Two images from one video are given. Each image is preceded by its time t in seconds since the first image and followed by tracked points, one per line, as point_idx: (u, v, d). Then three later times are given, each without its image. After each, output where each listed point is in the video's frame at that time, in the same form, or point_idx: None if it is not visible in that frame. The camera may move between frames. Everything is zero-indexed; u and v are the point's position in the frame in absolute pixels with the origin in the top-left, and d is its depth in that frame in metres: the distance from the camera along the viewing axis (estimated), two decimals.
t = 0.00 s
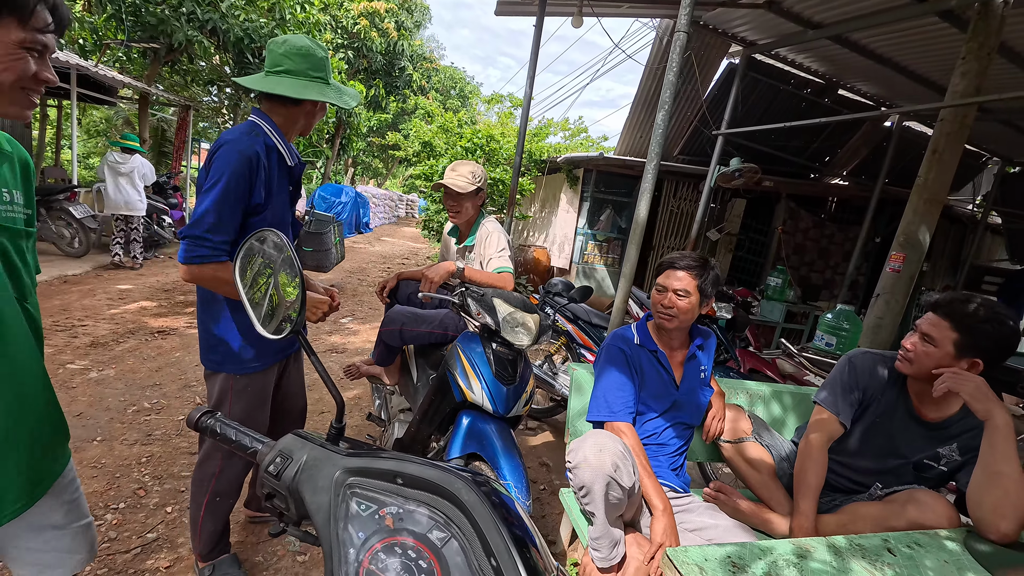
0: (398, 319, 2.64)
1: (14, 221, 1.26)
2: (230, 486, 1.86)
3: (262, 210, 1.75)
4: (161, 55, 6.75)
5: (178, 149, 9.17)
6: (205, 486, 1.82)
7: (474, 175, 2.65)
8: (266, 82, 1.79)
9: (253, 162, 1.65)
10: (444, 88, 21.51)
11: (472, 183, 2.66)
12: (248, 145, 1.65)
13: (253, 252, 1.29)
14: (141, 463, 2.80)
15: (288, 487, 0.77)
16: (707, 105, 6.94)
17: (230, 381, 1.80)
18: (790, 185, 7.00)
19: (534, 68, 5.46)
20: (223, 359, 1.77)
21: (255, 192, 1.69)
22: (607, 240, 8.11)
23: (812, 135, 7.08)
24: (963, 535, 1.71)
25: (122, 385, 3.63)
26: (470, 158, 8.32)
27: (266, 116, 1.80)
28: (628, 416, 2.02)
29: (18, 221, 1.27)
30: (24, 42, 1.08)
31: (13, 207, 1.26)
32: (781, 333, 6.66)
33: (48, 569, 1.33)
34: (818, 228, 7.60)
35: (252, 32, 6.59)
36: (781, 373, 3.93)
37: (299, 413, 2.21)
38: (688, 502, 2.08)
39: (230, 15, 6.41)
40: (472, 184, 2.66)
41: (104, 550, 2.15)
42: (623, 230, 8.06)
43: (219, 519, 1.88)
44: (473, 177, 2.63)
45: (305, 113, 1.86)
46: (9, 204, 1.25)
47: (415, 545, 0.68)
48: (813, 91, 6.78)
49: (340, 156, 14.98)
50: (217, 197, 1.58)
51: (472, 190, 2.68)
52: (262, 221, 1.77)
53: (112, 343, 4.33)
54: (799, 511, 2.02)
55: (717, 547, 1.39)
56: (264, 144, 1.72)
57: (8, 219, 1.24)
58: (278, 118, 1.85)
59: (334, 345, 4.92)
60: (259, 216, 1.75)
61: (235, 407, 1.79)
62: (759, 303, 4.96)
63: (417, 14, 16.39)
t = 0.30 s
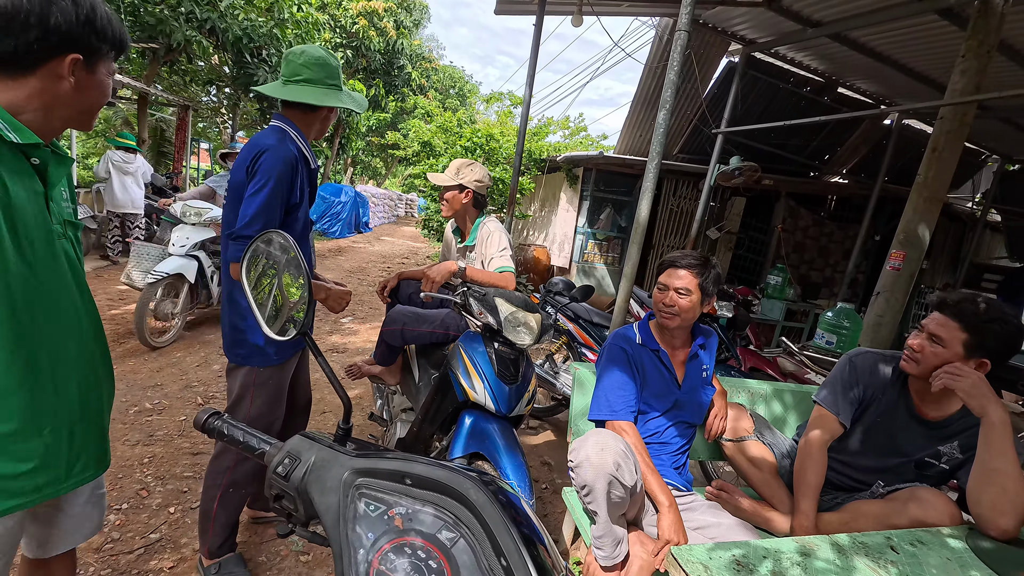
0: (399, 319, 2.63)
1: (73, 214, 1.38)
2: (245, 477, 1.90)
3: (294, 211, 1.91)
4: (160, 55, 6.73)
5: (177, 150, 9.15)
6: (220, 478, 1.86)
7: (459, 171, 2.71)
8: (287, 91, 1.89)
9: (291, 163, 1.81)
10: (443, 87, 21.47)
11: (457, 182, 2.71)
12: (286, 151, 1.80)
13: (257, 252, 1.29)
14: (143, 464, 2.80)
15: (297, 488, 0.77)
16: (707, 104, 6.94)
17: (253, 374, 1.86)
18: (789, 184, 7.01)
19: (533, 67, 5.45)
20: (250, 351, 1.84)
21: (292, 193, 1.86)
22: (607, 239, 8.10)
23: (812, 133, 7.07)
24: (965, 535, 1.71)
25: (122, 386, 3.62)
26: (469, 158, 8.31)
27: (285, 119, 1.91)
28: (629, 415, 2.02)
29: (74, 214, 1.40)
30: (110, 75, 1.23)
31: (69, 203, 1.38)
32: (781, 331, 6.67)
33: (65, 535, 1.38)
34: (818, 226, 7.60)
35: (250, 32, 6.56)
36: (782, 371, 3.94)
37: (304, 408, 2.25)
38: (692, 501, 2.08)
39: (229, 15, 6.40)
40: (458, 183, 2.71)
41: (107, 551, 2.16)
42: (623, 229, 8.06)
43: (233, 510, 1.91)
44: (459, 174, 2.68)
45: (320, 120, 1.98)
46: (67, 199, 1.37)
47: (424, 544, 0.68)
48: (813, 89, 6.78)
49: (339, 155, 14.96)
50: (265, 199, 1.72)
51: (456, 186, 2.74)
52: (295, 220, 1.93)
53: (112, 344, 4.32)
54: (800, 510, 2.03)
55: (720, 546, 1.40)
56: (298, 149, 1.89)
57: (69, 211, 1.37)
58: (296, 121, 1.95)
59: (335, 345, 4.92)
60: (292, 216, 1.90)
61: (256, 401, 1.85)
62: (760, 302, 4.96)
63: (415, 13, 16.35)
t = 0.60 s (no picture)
0: (403, 319, 2.63)
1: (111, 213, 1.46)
2: (253, 474, 1.90)
3: (302, 209, 1.90)
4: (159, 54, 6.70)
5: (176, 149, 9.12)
6: (229, 475, 1.87)
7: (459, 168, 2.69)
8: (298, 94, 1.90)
9: (297, 163, 1.80)
10: (443, 85, 21.44)
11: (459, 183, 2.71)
12: (294, 151, 1.80)
13: (270, 253, 1.27)
14: (145, 465, 2.79)
15: (310, 492, 0.76)
16: (708, 103, 6.92)
17: (261, 367, 1.86)
18: (791, 182, 7.00)
19: (535, 66, 5.44)
20: (255, 346, 1.84)
21: (297, 193, 1.84)
22: (608, 238, 8.08)
23: (813, 131, 7.07)
24: (972, 534, 1.70)
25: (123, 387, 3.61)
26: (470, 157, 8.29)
27: (297, 123, 1.91)
28: (634, 415, 2.02)
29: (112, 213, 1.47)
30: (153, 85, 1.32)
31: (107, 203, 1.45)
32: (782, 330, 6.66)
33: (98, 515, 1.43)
34: (819, 225, 7.59)
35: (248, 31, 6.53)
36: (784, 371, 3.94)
37: (309, 406, 2.25)
38: (698, 500, 2.08)
39: (228, 14, 6.37)
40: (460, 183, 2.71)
41: (111, 552, 2.15)
42: (624, 228, 8.05)
43: (242, 507, 1.91)
44: (461, 173, 2.67)
45: (332, 122, 1.98)
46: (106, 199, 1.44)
47: (438, 547, 0.68)
48: (814, 88, 6.77)
49: (339, 154, 14.91)
50: (269, 195, 1.71)
51: (457, 185, 2.73)
52: (304, 219, 1.92)
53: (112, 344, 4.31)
54: (805, 509, 2.03)
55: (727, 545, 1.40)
56: (304, 148, 1.87)
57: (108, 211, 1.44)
58: (308, 124, 1.95)
59: (336, 345, 4.90)
60: (300, 215, 1.90)
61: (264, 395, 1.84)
62: (762, 301, 4.96)
63: (415, 12, 16.31)
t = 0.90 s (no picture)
0: (405, 318, 2.63)
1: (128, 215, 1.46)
2: (271, 476, 1.91)
3: (293, 206, 1.89)
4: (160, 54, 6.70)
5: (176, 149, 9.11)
6: (248, 476, 1.87)
7: (465, 169, 2.68)
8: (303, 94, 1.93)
9: (280, 161, 1.79)
10: (443, 84, 21.44)
11: (464, 183, 2.70)
12: (277, 147, 1.78)
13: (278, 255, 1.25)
14: (147, 464, 2.79)
15: (320, 489, 0.76)
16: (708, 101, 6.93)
17: (267, 361, 1.86)
18: (791, 181, 7.01)
19: (535, 65, 5.44)
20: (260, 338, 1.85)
21: (283, 191, 1.83)
22: (608, 237, 8.07)
23: (813, 130, 7.07)
24: (974, 531, 1.70)
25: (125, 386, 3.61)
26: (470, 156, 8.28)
27: (301, 127, 1.93)
28: (637, 413, 2.02)
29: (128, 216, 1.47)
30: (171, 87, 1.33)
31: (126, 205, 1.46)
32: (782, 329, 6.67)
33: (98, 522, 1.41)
34: (819, 223, 7.60)
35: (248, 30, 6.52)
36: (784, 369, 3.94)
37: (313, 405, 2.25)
38: (700, 498, 2.09)
39: (228, 13, 6.37)
40: (465, 184, 2.70)
41: (114, 551, 2.15)
42: (624, 227, 8.03)
43: (257, 506, 1.93)
44: (467, 173, 2.66)
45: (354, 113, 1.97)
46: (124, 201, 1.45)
47: (446, 542, 0.69)
48: (814, 86, 6.78)
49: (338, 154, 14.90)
50: (248, 192, 1.72)
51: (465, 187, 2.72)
52: (296, 216, 1.91)
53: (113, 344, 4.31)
54: (806, 506, 2.03)
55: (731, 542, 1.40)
56: (293, 147, 1.85)
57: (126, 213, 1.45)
58: (314, 134, 1.98)
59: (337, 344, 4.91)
60: (291, 212, 1.89)
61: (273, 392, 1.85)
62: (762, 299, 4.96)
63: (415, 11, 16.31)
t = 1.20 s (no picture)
0: (408, 319, 2.63)
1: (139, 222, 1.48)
2: (276, 474, 1.92)
3: (288, 206, 1.89)
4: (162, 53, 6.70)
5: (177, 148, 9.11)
6: (254, 473, 1.88)
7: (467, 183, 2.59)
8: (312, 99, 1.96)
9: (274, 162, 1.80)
10: (444, 84, 21.44)
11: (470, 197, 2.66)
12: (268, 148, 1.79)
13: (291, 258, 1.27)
14: (151, 464, 2.80)
15: (335, 491, 0.77)
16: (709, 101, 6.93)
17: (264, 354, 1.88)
18: (792, 181, 7.01)
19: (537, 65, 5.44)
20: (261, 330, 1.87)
21: (274, 190, 1.83)
22: (609, 237, 8.07)
23: (815, 130, 7.07)
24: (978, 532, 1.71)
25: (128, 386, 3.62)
26: (471, 156, 8.28)
27: (307, 132, 1.95)
28: (641, 413, 2.03)
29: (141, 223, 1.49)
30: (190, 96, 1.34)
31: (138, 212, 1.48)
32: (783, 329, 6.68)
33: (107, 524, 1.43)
34: (819, 223, 7.61)
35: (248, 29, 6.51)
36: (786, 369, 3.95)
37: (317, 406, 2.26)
38: (705, 499, 2.09)
39: (229, 13, 6.37)
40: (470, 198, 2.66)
41: (119, 551, 2.16)
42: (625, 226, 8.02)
43: (265, 505, 1.94)
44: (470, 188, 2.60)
45: (358, 116, 1.93)
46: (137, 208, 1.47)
47: (461, 543, 0.70)
48: (814, 87, 6.78)
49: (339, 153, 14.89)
50: (243, 192, 1.75)
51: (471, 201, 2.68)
52: (290, 216, 1.90)
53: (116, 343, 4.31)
54: (810, 506, 2.04)
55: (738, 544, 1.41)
56: (290, 150, 1.86)
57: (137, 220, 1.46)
58: (318, 139, 1.98)
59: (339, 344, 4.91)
60: (284, 212, 1.89)
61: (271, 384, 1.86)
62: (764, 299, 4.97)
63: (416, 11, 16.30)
